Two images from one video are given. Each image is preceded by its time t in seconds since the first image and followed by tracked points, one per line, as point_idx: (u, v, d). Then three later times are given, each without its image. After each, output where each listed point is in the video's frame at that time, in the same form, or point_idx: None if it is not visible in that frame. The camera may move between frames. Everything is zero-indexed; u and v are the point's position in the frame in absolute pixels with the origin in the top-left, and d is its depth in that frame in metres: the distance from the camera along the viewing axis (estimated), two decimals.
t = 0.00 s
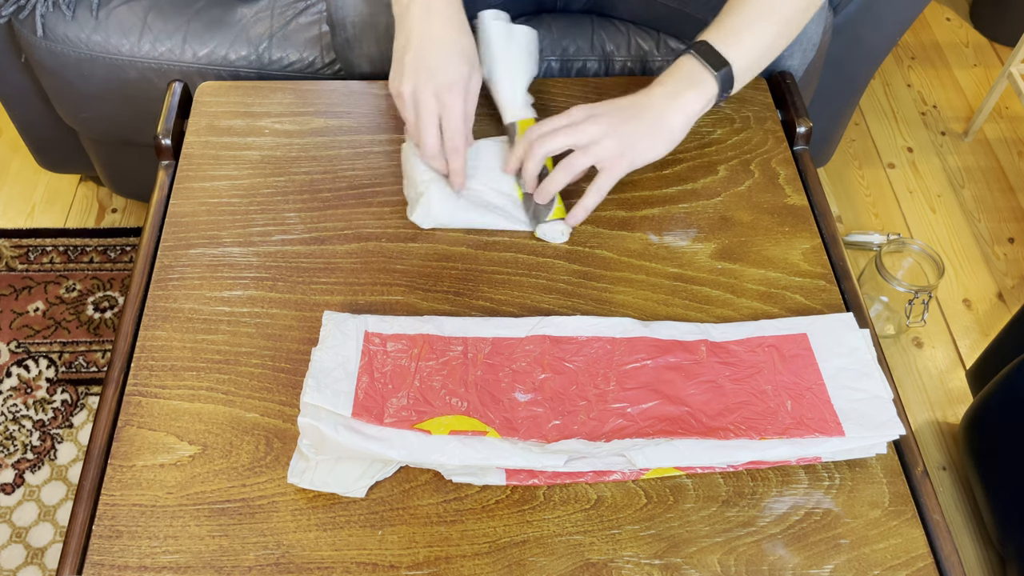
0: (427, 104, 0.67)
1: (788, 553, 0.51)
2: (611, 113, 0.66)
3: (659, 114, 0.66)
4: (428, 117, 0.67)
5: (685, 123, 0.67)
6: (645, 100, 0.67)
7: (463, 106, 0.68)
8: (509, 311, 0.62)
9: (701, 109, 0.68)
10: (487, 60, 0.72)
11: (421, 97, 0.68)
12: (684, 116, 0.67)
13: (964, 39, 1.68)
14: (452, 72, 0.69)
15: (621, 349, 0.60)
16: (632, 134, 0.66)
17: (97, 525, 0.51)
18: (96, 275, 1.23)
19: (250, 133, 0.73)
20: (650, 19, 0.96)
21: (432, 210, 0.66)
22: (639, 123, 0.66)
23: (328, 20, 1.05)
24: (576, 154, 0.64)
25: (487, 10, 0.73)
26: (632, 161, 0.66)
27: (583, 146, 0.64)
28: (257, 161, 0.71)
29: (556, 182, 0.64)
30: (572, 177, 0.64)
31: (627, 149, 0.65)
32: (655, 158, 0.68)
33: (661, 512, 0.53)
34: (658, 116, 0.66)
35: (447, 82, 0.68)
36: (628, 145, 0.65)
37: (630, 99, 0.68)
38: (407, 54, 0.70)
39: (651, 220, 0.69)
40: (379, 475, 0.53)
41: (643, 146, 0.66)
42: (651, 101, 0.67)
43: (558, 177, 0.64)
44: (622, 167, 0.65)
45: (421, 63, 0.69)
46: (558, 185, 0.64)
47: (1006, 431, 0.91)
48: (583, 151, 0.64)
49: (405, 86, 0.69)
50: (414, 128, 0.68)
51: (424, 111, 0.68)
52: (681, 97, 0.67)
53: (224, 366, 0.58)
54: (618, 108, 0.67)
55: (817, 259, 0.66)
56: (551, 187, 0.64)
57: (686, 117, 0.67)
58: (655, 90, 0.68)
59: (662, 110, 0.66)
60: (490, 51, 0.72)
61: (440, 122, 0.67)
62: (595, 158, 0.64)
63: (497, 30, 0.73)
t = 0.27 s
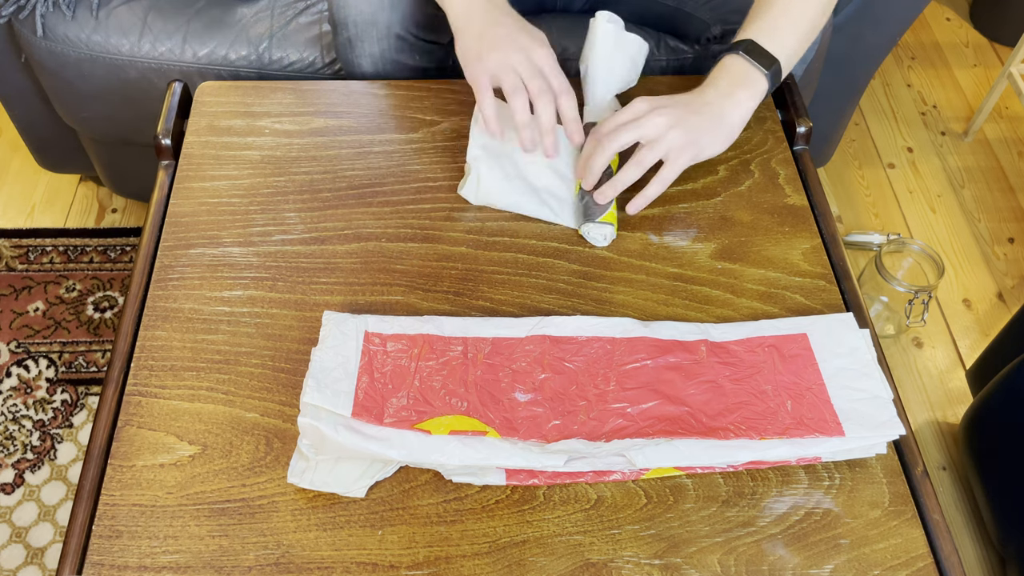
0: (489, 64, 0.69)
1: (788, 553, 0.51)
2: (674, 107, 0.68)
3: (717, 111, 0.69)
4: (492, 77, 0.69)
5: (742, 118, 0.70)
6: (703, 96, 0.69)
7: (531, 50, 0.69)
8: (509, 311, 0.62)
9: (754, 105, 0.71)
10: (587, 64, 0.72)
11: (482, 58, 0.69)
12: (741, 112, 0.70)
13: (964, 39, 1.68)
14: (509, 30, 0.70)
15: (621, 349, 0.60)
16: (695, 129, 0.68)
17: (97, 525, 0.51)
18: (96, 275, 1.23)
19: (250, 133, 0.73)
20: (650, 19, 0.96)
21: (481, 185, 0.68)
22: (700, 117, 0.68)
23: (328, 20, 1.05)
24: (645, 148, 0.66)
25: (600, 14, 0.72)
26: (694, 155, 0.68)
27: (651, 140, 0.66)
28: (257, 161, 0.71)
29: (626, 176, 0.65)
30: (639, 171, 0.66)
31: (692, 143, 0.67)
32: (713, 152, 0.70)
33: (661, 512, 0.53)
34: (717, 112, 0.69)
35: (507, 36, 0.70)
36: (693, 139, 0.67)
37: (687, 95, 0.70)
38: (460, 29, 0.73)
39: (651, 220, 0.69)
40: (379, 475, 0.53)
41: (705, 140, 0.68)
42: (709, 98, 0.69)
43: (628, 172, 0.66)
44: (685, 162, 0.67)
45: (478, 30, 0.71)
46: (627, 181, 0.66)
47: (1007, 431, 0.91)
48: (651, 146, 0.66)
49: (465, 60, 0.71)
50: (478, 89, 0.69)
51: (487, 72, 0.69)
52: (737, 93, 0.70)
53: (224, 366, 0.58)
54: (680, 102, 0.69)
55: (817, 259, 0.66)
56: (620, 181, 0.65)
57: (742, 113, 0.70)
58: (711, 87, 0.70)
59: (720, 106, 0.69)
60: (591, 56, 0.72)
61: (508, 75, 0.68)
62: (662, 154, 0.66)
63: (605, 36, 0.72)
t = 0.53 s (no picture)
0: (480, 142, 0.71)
1: (788, 553, 0.51)
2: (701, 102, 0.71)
3: (743, 101, 0.72)
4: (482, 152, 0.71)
5: (768, 105, 0.73)
6: (729, 88, 0.73)
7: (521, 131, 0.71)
8: (509, 311, 0.62)
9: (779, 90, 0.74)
10: (613, 57, 0.74)
11: (470, 130, 0.71)
12: (767, 98, 0.73)
13: (964, 39, 1.68)
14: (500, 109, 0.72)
15: (621, 349, 0.60)
16: (722, 120, 0.71)
17: (97, 525, 0.51)
18: (96, 275, 1.23)
19: (249, 133, 0.73)
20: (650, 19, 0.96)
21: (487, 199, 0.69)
22: (727, 109, 0.71)
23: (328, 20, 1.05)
24: (674, 143, 0.69)
25: (636, 14, 0.74)
26: (723, 148, 0.71)
27: (680, 135, 0.69)
28: (257, 161, 0.71)
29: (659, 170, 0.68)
30: (671, 166, 0.69)
31: (721, 135, 0.70)
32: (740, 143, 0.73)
33: (661, 512, 0.53)
34: (742, 103, 0.72)
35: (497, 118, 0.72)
36: (721, 130, 0.70)
37: (714, 88, 0.73)
38: (448, 96, 0.74)
39: (651, 220, 0.69)
40: (379, 475, 0.53)
41: (734, 132, 0.71)
42: (734, 89, 0.73)
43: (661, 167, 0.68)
44: (716, 154, 0.70)
45: (467, 104, 0.73)
46: (656, 179, 0.68)
47: (1006, 431, 0.91)
48: (680, 140, 0.69)
49: (452, 126, 0.72)
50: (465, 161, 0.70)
51: (475, 147, 0.71)
52: (758, 83, 0.73)
53: (224, 366, 0.58)
54: (706, 96, 0.72)
55: (817, 259, 0.67)
56: (651, 176, 0.68)
57: (765, 99, 0.73)
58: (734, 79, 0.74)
59: (746, 95, 0.72)
60: (619, 50, 0.74)
61: (496, 157, 0.70)
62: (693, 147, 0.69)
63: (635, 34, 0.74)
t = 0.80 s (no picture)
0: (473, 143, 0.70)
1: (788, 553, 0.51)
2: (692, 94, 0.71)
3: (730, 92, 0.72)
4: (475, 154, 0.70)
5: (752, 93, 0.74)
6: (716, 79, 0.72)
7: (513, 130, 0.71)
8: (509, 311, 0.62)
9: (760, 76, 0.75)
10: (599, 57, 0.74)
11: (459, 132, 0.71)
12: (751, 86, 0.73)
13: (964, 39, 1.68)
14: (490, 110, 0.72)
15: (621, 349, 0.60)
16: (715, 115, 0.71)
17: (97, 525, 0.51)
18: (96, 275, 1.23)
19: (249, 133, 0.73)
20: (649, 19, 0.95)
21: (489, 205, 0.68)
22: (718, 102, 0.71)
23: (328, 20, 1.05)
24: (671, 144, 0.69)
25: (616, 14, 0.75)
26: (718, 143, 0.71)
27: (678, 134, 0.69)
28: (257, 161, 0.71)
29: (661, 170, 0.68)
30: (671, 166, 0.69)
31: (717, 130, 0.70)
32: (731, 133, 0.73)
33: (661, 512, 0.53)
34: (729, 92, 0.72)
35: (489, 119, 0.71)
36: (715, 123, 0.70)
37: (702, 79, 0.72)
38: (438, 101, 0.73)
39: (651, 220, 0.69)
40: (379, 475, 0.53)
41: (726, 125, 0.71)
42: (722, 80, 0.72)
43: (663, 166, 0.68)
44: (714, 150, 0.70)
45: (456, 106, 0.72)
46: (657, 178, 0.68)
47: (1006, 431, 0.91)
48: (678, 139, 0.69)
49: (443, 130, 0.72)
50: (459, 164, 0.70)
51: (468, 150, 0.70)
52: (741, 68, 0.73)
53: (224, 366, 0.58)
54: (695, 88, 0.71)
55: (817, 259, 0.66)
56: (654, 176, 0.68)
57: (749, 83, 0.73)
58: (718, 65, 0.73)
59: (733, 86, 0.72)
60: (605, 53, 0.74)
61: (489, 159, 0.70)
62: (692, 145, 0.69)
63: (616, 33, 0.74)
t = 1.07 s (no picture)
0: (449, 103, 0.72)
1: (788, 553, 0.51)
2: (687, 87, 0.71)
3: (723, 83, 0.72)
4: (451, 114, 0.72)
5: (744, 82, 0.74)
6: (708, 71, 0.72)
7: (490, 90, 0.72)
8: (509, 311, 0.62)
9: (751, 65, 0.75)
10: (594, 58, 0.74)
11: (437, 97, 0.73)
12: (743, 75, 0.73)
13: (964, 39, 1.68)
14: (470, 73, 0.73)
15: (621, 349, 0.60)
16: (711, 107, 0.71)
17: (97, 525, 0.51)
18: (96, 275, 1.23)
19: (249, 133, 0.73)
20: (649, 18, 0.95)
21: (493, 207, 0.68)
22: (713, 95, 0.71)
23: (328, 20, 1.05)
24: (672, 139, 0.68)
25: (609, 15, 0.75)
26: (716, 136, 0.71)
27: (677, 129, 0.69)
28: (257, 161, 0.71)
29: (665, 163, 0.68)
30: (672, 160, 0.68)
31: (715, 122, 0.70)
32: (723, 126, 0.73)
33: (661, 512, 0.53)
34: (722, 82, 0.72)
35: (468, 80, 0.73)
36: (712, 114, 0.70)
37: (694, 72, 0.72)
38: (421, 68, 0.75)
39: (651, 220, 0.69)
40: (379, 475, 0.53)
41: (724, 116, 0.71)
42: (714, 73, 0.72)
43: (666, 160, 0.68)
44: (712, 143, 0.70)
45: (438, 68, 0.74)
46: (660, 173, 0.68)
47: (1006, 430, 0.91)
48: (679, 134, 0.69)
49: (423, 90, 0.74)
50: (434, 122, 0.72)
51: (444, 109, 0.72)
52: (733, 57, 0.73)
53: (224, 366, 0.58)
54: (690, 82, 0.71)
55: (817, 259, 0.66)
56: (658, 170, 0.68)
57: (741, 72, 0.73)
58: (710, 56, 0.73)
59: (725, 78, 0.72)
60: (600, 55, 0.74)
61: (464, 117, 0.72)
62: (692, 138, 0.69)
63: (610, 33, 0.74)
